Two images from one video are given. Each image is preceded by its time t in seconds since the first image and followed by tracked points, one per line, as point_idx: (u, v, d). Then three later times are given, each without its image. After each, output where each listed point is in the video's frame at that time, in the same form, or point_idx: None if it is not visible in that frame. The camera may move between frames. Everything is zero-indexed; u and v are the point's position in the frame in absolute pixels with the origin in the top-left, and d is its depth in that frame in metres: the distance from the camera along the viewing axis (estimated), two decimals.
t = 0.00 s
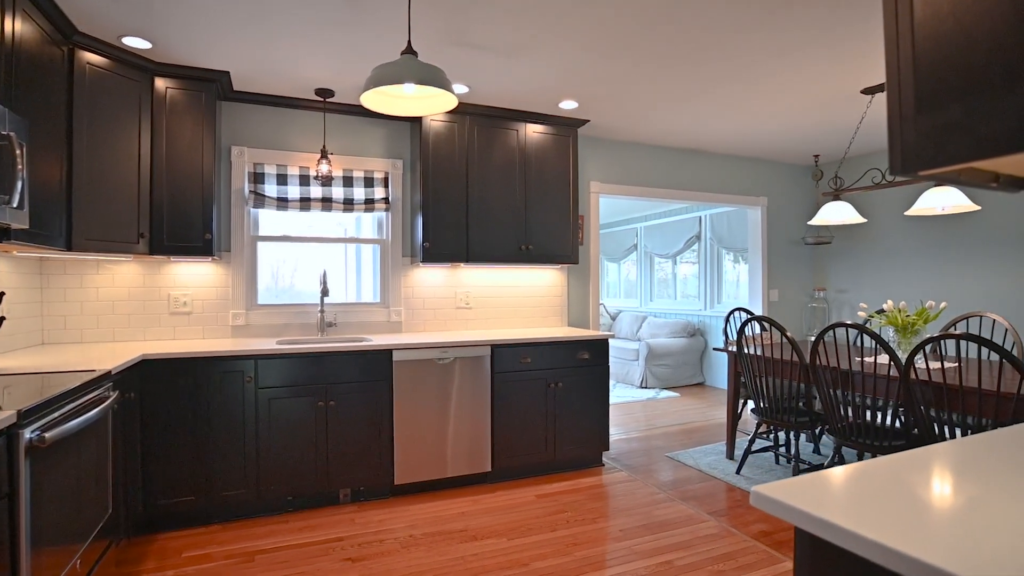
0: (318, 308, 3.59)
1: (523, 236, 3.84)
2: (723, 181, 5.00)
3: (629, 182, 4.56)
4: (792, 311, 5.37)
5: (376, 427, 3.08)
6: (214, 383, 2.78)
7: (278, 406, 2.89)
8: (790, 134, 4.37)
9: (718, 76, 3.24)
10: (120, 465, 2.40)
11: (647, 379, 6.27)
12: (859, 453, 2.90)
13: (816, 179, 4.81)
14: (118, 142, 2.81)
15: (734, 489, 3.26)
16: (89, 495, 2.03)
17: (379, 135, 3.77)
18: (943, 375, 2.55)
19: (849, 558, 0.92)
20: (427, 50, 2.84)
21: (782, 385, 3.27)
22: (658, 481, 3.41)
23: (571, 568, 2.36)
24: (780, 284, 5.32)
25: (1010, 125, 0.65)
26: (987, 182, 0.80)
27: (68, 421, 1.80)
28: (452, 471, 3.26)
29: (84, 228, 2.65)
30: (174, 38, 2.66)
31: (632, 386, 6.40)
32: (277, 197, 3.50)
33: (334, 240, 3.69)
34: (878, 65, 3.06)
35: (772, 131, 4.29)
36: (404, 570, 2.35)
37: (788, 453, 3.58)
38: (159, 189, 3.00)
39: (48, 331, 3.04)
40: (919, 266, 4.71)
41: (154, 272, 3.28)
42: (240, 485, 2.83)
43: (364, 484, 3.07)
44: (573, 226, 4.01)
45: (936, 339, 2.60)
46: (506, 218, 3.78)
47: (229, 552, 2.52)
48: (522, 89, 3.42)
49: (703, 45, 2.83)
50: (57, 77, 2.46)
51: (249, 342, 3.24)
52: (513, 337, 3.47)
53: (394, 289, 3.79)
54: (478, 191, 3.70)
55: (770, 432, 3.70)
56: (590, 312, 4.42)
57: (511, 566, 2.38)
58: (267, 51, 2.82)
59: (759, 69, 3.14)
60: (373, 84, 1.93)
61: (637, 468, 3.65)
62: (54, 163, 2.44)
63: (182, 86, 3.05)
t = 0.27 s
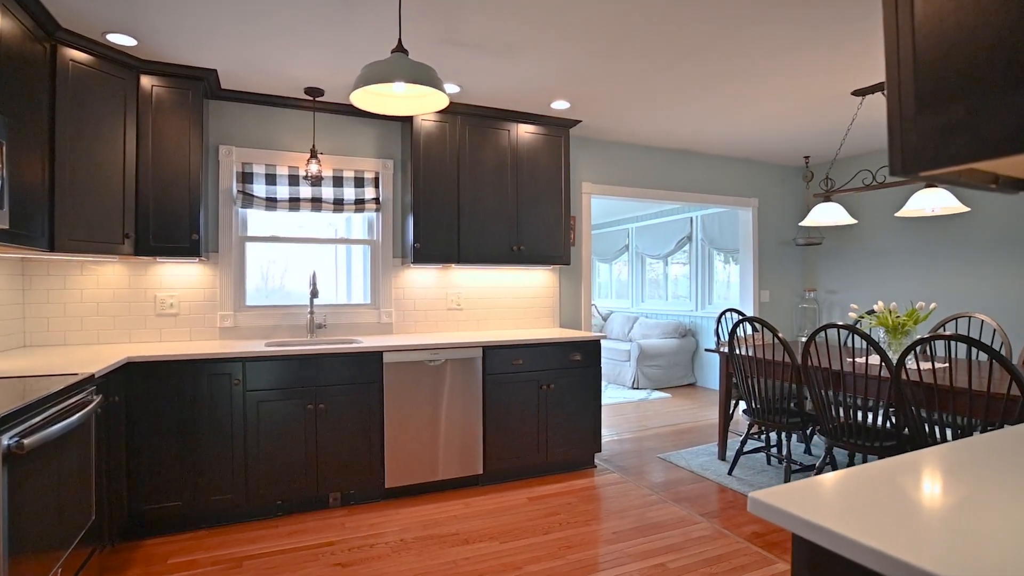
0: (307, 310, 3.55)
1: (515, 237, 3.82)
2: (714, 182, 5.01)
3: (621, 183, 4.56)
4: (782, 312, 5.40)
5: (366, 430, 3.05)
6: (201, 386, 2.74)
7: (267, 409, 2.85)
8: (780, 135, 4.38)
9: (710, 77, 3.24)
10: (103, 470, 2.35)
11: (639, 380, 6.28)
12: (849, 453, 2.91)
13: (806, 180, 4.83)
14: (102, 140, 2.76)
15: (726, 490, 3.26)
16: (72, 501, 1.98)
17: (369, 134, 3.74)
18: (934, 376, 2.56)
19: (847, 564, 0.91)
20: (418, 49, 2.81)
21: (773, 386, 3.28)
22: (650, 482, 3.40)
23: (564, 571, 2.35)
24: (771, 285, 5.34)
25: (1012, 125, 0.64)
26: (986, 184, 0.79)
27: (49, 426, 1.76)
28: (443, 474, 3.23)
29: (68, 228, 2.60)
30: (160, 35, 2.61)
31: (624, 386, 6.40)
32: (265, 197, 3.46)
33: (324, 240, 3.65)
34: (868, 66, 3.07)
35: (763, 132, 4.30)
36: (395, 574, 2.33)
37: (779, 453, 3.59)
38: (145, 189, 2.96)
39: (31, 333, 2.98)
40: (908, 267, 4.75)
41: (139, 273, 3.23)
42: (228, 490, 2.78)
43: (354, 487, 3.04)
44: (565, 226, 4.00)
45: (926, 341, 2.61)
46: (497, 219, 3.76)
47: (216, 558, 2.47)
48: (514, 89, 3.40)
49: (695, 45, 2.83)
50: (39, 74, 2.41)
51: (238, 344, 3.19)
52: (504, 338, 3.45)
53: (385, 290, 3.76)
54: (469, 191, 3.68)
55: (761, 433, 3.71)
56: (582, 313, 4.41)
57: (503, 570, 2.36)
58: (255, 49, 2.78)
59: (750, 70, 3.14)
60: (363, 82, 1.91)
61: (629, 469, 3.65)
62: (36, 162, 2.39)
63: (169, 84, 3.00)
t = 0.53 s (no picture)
0: (297, 311, 3.51)
1: (506, 238, 3.79)
2: (705, 183, 5.02)
3: (613, 183, 4.55)
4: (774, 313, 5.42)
5: (356, 434, 3.01)
6: (188, 388, 2.69)
7: (255, 412, 2.81)
8: (772, 136, 4.39)
9: (702, 77, 3.24)
10: (87, 475, 2.30)
11: (631, 380, 6.27)
12: (841, 453, 2.91)
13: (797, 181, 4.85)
14: (87, 139, 2.71)
15: (719, 492, 3.25)
16: (54, 508, 1.94)
17: (360, 134, 3.71)
18: (926, 377, 2.56)
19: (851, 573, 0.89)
20: (409, 47, 2.78)
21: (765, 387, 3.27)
22: (642, 484, 3.39)
23: (556, 574, 2.33)
24: (763, 286, 5.36)
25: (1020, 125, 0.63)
26: (988, 185, 0.78)
27: (30, 430, 1.72)
28: (435, 478, 3.20)
29: (50, 228, 2.54)
30: (146, 31, 2.56)
31: (616, 387, 6.39)
32: (254, 197, 3.41)
33: (315, 241, 3.61)
34: (859, 68, 3.08)
35: (755, 133, 4.31)
36: None
37: (772, 454, 3.59)
38: (130, 188, 2.90)
39: (13, 335, 2.91)
40: (899, 268, 4.78)
41: (125, 274, 3.17)
42: (216, 494, 2.74)
43: (344, 491, 3.00)
44: (557, 227, 3.98)
45: (918, 342, 2.62)
46: (489, 220, 3.74)
47: (204, 565, 2.43)
48: (506, 89, 3.38)
49: (688, 45, 2.82)
50: (21, 70, 2.35)
51: (225, 346, 3.14)
52: (496, 339, 3.42)
53: (376, 291, 3.72)
54: (461, 192, 3.65)
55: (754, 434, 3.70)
56: (574, 315, 4.40)
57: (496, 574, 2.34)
58: (244, 47, 2.74)
59: (743, 71, 3.14)
60: (353, 80, 1.88)
61: (622, 471, 3.63)
62: (17, 160, 2.34)
63: (155, 81, 2.95)
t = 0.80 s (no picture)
0: (287, 312, 3.46)
1: (499, 238, 3.77)
2: (697, 183, 5.02)
3: (605, 184, 4.54)
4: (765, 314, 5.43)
5: (347, 436, 2.98)
6: (174, 391, 2.64)
7: (243, 415, 2.76)
8: (764, 136, 4.40)
9: (694, 77, 3.23)
10: (70, 481, 2.25)
11: (623, 381, 6.26)
12: (833, 453, 2.91)
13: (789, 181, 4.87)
14: (70, 136, 2.65)
15: (712, 492, 3.25)
16: (35, 515, 1.89)
17: (350, 133, 3.67)
18: (919, 378, 2.56)
19: None
20: (401, 45, 2.75)
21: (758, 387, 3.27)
22: (635, 485, 3.38)
23: None
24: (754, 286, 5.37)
25: None
26: (992, 185, 0.77)
27: (9, 435, 1.67)
28: (427, 480, 3.17)
29: (30, 228, 2.48)
30: (131, 26, 2.51)
31: (608, 388, 6.39)
32: (243, 197, 3.37)
33: (305, 241, 3.57)
34: (851, 69, 3.09)
35: (747, 133, 4.31)
36: None
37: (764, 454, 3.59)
38: (115, 187, 2.85)
39: None
40: (889, 269, 4.81)
41: (110, 275, 3.11)
42: (203, 499, 2.69)
43: (335, 494, 2.96)
44: (550, 228, 3.96)
45: (911, 342, 2.62)
46: (482, 220, 3.71)
47: (190, 571, 2.38)
48: (498, 87, 3.35)
49: (681, 45, 2.81)
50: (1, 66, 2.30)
51: (213, 348, 3.10)
52: (488, 340, 3.40)
53: (366, 292, 3.68)
54: (453, 192, 3.62)
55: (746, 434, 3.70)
56: (566, 315, 4.38)
57: None
58: (232, 44, 2.70)
59: (735, 71, 3.14)
60: (342, 77, 1.84)
61: (614, 472, 3.62)
62: None
63: (141, 78, 2.90)
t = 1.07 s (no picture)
0: (275, 313, 3.42)
1: (490, 238, 3.74)
2: (689, 183, 5.03)
3: (597, 184, 4.52)
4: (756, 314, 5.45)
5: (337, 439, 2.94)
6: (160, 393, 2.59)
7: (231, 418, 2.72)
8: (755, 137, 4.40)
9: (687, 77, 3.22)
10: (51, 487, 2.19)
11: (615, 381, 6.26)
12: (826, 454, 2.91)
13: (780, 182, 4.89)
14: (53, 134, 2.59)
15: (705, 493, 3.24)
16: (15, 523, 1.84)
17: (341, 131, 3.63)
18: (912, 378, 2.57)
19: None
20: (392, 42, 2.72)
21: (750, 389, 3.27)
22: (627, 486, 3.36)
23: None
24: (746, 287, 5.39)
25: None
26: (997, 185, 0.75)
27: None
28: (419, 483, 3.14)
29: (11, 229, 2.42)
30: (115, 22, 2.46)
31: (600, 388, 6.38)
32: (231, 196, 3.31)
33: (295, 241, 3.52)
34: (842, 69, 3.10)
35: (739, 133, 4.31)
36: None
37: (757, 455, 3.59)
38: (99, 185, 2.79)
39: None
40: (879, 267, 4.85)
41: (94, 275, 3.05)
42: (189, 504, 2.64)
43: (325, 498, 2.92)
44: (542, 228, 3.94)
45: (904, 343, 2.62)
46: (473, 220, 3.68)
47: None
48: (490, 86, 3.32)
49: (674, 45, 2.79)
50: None
51: (200, 350, 3.05)
52: (480, 341, 3.37)
53: (357, 293, 3.64)
54: (445, 192, 3.59)
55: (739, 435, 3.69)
56: (558, 316, 4.36)
57: None
58: (220, 40, 2.65)
59: (727, 71, 3.13)
60: (332, 74, 1.81)
61: (607, 473, 3.60)
62: None
63: (126, 74, 2.84)
